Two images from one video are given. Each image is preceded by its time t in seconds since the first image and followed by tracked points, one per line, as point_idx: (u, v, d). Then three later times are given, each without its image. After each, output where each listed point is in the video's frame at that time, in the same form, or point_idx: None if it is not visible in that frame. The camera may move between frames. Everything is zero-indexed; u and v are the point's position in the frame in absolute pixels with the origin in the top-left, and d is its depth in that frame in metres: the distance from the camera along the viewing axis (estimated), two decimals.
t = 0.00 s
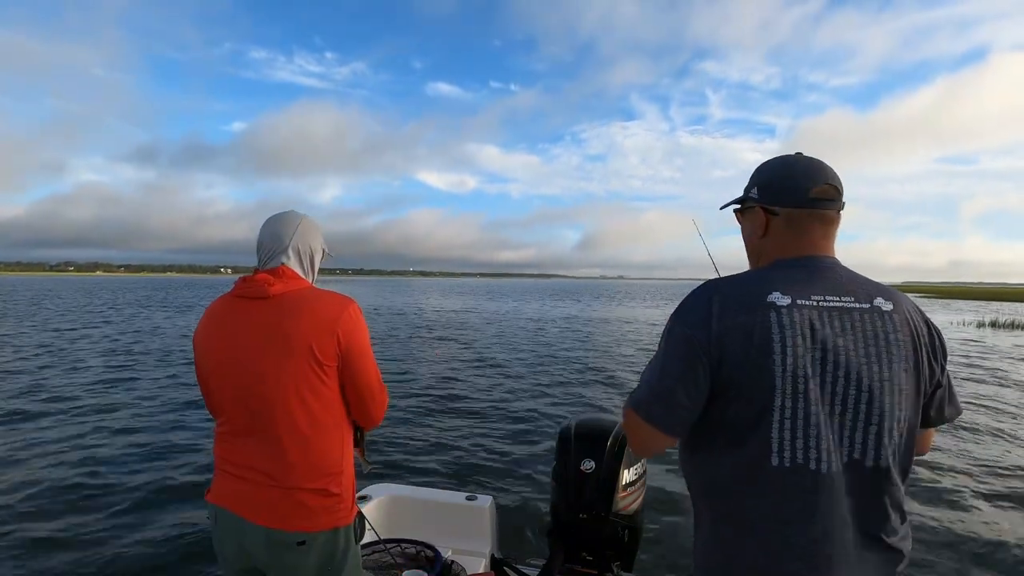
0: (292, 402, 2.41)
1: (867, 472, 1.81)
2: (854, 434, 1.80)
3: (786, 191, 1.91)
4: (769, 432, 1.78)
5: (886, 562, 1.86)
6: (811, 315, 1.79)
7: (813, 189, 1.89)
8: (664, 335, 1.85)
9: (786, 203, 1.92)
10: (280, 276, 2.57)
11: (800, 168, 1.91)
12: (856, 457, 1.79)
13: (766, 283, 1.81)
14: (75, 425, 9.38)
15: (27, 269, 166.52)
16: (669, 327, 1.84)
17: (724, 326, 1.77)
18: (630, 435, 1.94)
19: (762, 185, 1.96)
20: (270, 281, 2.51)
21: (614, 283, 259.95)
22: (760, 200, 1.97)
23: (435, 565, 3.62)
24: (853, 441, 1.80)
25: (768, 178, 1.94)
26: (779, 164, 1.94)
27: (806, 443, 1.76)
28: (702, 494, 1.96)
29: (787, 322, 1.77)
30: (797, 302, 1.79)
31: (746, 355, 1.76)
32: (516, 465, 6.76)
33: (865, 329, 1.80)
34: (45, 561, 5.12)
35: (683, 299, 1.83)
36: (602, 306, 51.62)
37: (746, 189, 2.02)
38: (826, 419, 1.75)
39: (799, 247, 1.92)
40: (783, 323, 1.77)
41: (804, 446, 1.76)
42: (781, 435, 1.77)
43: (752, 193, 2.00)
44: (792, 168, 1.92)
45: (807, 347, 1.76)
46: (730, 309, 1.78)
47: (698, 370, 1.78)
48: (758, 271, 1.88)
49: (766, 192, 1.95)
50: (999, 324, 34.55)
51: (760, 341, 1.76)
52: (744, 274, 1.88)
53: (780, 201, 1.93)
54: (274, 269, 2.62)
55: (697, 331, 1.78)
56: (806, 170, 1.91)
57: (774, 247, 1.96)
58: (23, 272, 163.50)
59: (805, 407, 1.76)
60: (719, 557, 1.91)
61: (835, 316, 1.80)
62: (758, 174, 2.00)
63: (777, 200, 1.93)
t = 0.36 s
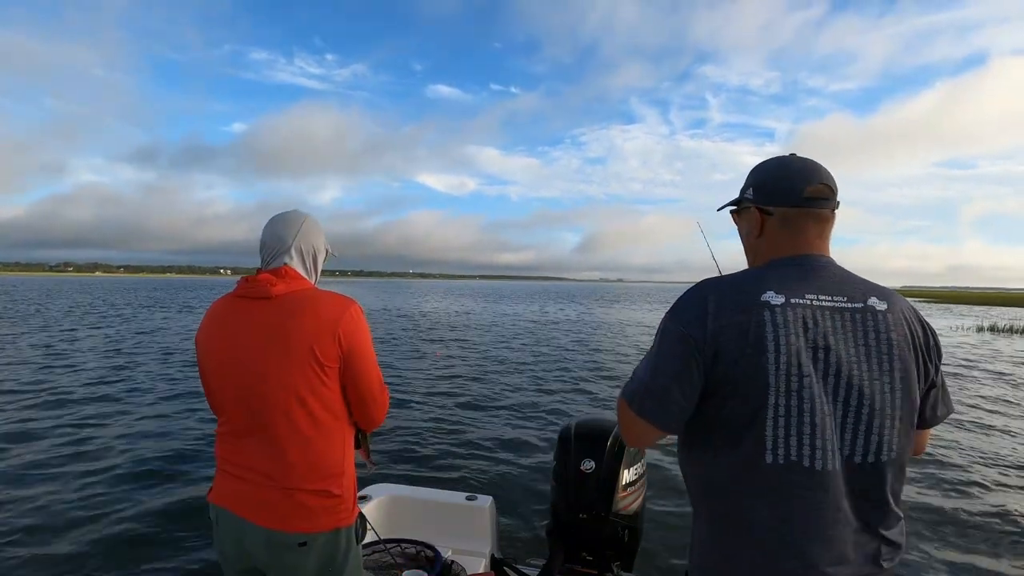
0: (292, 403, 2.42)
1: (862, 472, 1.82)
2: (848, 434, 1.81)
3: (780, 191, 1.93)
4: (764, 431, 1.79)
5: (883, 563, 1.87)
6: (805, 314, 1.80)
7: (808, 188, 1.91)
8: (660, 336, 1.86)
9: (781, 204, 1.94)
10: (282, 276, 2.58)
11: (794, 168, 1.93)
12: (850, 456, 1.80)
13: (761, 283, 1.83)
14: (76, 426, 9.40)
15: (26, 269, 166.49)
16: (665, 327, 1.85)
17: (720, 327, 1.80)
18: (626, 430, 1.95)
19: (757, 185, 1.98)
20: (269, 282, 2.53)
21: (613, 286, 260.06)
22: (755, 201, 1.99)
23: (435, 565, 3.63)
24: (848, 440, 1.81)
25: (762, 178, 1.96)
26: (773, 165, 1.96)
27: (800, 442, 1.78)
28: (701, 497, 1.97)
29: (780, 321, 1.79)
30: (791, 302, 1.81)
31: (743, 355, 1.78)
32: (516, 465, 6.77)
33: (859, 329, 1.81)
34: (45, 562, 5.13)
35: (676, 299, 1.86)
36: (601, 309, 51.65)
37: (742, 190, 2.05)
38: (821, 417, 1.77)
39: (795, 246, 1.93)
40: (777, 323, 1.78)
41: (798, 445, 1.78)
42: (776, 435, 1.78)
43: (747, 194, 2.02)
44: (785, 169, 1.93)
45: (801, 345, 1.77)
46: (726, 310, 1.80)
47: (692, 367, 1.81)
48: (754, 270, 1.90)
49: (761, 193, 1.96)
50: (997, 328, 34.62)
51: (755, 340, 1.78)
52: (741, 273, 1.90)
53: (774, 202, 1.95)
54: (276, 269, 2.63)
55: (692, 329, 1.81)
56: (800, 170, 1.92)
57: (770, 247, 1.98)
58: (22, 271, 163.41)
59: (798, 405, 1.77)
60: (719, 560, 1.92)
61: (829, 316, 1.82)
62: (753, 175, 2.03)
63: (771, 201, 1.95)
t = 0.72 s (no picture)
0: (292, 404, 2.42)
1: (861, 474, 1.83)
2: (849, 437, 1.82)
3: (777, 195, 1.93)
4: (763, 434, 1.81)
5: (883, 567, 1.87)
6: (805, 316, 1.81)
7: (803, 192, 1.91)
8: (657, 322, 1.95)
9: (776, 208, 1.94)
10: (280, 276, 2.57)
11: (791, 172, 1.93)
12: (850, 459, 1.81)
13: (761, 284, 1.84)
14: (77, 424, 9.41)
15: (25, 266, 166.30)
16: (666, 323, 1.90)
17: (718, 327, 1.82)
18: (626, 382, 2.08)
19: (751, 189, 1.98)
20: (269, 283, 2.52)
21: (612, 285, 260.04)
22: (751, 205, 1.99)
23: (435, 565, 3.64)
24: (848, 443, 1.82)
25: (757, 182, 1.96)
26: (769, 168, 1.95)
27: (800, 445, 1.79)
28: (701, 499, 1.99)
29: (780, 323, 1.80)
30: (792, 304, 1.81)
31: (742, 357, 1.80)
32: (515, 466, 6.78)
33: (861, 331, 1.82)
34: (46, 564, 5.14)
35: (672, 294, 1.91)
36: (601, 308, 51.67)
37: (737, 192, 2.04)
38: (820, 419, 1.77)
39: (793, 251, 1.95)
40: (776, 325, 1.79)
41: (798, 448, 1.79)
42: (775, 437, 1.79)
43: (743, 197, 2.02)
44: (781, 172, 1.93)
45: (801, 347, 1.78)
46: (726, 311, 1.82)
47: (684, 354, 1.88)
48: (753, 271, 1.91)
49: (758, 197, 1.96)
50: (996, 330, 34.70)
51: (755, 343, 1.79)
52: (741, 273, 1.91)
53: (770, 206, 1.95)
54: (274, 269, 2.63)
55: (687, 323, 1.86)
56: (796, 173, 1.92)
57: (767, 251, 1.99)
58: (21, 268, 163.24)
59: (798, 407, 1.78)
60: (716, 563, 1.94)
61: (831, 317, 1.83)
62: (748, 177, 2.02)
63: (767, 205, 1.95)
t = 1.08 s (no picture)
0: (288, 405, 2.42)
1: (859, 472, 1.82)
2: (845, 434, 1.81)
3: (776, 195, 1.93)
4: (760, 432, 1.81)
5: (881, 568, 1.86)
6: (802, 313, 1.81)
7: (802, 194, 1.91)
8: (656, 321, 1.95)
9: (774, 208, 1.94)
10: (278, 275, 2.57)
11: (791, 172, 1.92)
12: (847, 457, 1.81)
13: (758, 282, 1.84)
14: (77, 424, 9.40)
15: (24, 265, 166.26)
16: (664, 322, 1.90)
17: (716, 327, 1.82)
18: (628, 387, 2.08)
19: (751, 189, 1.98)
20: (269, 282, 2.52)
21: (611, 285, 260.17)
22: (750, 205, 1.99)
23: (435, 565, 3.63)
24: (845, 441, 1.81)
25: (756, 181, 1.96)
26: (769, 168, 1.95)
27: (795, 442, 1.79)
28: (698, 500, 1.99)
29: (774, 320, 1.80)
30: (788, 301, 1.82)
31: (739, 356, 1.80)
32: (515, 465, 6.78)
33: (857, 330, 1.82)
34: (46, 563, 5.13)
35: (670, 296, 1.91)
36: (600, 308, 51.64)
37: (737, 191, 2.04)
38: (815, 417, 1.78)
39: (790, 251, 1.95)
40: (771, 322, 1.80)
41: (794, 445, 1.79)
42: (771, 435, 1.80)
43: (741, 197, 2.02)
44: (781, 172, 1.93)
45: (797, 345, 1.78)
46: (725, 310, 1.82)
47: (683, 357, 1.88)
48: (751, 269, 1.90)
49: (756, 197, 1.96)
50: (993, 329, 34.76)
51: (750, 339, 1.79)
52: (740, 271, 1.91)
53: (768, 207, 1.95)
54: (274, 268, 2.63)
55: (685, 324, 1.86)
56: (796, 174, 1.92)
57: (764, 251, 1.99)
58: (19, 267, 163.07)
59: (793, 404, 1.78)
60: (712, 563, 1.94)
61: (827, 315, 1.82)
62: (748, 176, 2.02)
63: (766, 205, 1.95)
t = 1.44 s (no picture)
0: (286, 406, 2.41)
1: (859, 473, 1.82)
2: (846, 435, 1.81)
3: (778, 196, 1.93)
4: (760, 432, 1.81)
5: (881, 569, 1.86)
6: (803, 314, 1.81)
7: (805, 194, 1.91)
8: (656, 325, 1.94)
9: (776, 209, 1.94)
10: (277, 275, 2.57)
11: (793, 173, 1.92)
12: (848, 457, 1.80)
13: (758, 282, 1.84)
14: (77, 426, 9.40)
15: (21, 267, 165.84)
16: (665, 321, 1.90)
17: (717, 326, 1.82)
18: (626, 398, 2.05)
19: (754, 188, 1.98)
20: (266, 282, 2.52)
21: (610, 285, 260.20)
22: (752, 204, 1.99)
23: (435, 565, 3.63)
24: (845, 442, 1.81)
25: (759, 181, 1.96)
26: (771, 168, 1.95)
27: (796, 442, 1.79)
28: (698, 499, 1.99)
29: (776, 320, 1.80)
30: (789, 302, 1.82)
31: (741, 356, 1.80)
32: (516, 465, 6.77)
33: (857, 330, 1.82)
34: (46, 566, 5.12)
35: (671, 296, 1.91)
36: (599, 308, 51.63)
37: (739, 191, 2.04)
38: (816, 417, 1.78)
39: (791, 251, 1.95)
40: (773, 322, 1.80)
41: (795, 445, 1.79)
42: (771, 435, 1.80)
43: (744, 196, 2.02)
44: (783, 172, 1.93)
45: (798, 345, 1.78)
46: (728, 310, 1.82)
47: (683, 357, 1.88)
48: (752, 269, 1.90)
49: (759, 197, 1.96)
50: (991, 327, 34.81)
51: (751, 339, 1.80)
52: (740, 272, 1.91)
53: (770, 207, 1.95)
54: (273, 268, 2.64)
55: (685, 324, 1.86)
56: (798, 174, 1.92)
57: (765, 250, 1.99)
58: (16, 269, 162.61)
59: (794, 404, 1.78)
60: (712, 561, 1.94)
61: (828, 316, 1.82)
62: (750, 176, 2.02)
63: (768, 205, 1.95)
